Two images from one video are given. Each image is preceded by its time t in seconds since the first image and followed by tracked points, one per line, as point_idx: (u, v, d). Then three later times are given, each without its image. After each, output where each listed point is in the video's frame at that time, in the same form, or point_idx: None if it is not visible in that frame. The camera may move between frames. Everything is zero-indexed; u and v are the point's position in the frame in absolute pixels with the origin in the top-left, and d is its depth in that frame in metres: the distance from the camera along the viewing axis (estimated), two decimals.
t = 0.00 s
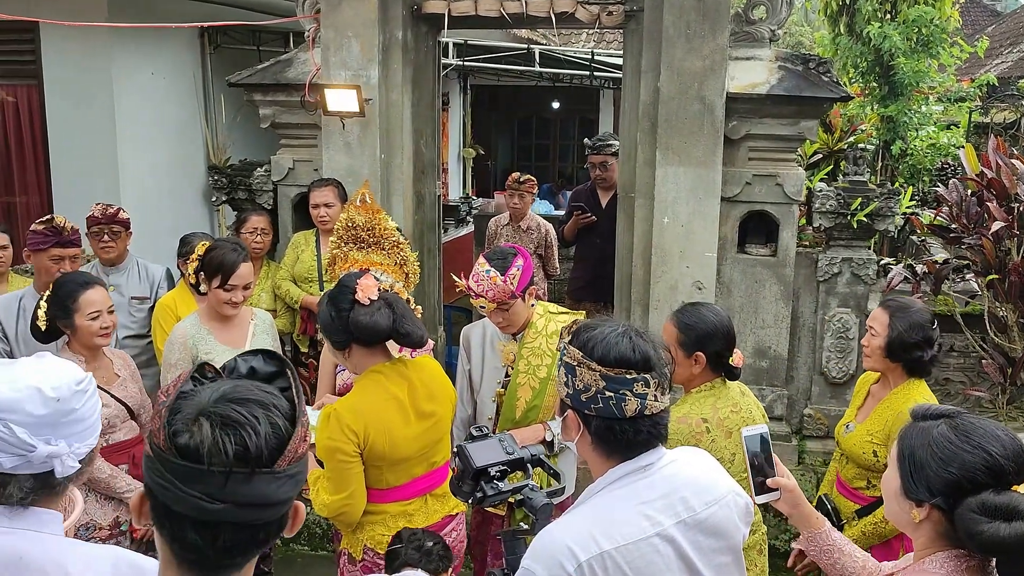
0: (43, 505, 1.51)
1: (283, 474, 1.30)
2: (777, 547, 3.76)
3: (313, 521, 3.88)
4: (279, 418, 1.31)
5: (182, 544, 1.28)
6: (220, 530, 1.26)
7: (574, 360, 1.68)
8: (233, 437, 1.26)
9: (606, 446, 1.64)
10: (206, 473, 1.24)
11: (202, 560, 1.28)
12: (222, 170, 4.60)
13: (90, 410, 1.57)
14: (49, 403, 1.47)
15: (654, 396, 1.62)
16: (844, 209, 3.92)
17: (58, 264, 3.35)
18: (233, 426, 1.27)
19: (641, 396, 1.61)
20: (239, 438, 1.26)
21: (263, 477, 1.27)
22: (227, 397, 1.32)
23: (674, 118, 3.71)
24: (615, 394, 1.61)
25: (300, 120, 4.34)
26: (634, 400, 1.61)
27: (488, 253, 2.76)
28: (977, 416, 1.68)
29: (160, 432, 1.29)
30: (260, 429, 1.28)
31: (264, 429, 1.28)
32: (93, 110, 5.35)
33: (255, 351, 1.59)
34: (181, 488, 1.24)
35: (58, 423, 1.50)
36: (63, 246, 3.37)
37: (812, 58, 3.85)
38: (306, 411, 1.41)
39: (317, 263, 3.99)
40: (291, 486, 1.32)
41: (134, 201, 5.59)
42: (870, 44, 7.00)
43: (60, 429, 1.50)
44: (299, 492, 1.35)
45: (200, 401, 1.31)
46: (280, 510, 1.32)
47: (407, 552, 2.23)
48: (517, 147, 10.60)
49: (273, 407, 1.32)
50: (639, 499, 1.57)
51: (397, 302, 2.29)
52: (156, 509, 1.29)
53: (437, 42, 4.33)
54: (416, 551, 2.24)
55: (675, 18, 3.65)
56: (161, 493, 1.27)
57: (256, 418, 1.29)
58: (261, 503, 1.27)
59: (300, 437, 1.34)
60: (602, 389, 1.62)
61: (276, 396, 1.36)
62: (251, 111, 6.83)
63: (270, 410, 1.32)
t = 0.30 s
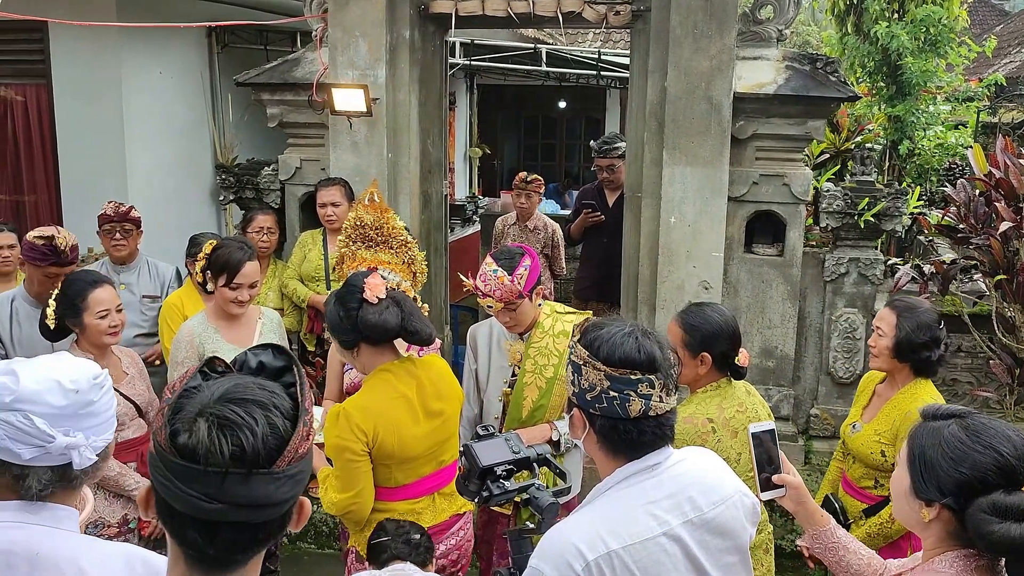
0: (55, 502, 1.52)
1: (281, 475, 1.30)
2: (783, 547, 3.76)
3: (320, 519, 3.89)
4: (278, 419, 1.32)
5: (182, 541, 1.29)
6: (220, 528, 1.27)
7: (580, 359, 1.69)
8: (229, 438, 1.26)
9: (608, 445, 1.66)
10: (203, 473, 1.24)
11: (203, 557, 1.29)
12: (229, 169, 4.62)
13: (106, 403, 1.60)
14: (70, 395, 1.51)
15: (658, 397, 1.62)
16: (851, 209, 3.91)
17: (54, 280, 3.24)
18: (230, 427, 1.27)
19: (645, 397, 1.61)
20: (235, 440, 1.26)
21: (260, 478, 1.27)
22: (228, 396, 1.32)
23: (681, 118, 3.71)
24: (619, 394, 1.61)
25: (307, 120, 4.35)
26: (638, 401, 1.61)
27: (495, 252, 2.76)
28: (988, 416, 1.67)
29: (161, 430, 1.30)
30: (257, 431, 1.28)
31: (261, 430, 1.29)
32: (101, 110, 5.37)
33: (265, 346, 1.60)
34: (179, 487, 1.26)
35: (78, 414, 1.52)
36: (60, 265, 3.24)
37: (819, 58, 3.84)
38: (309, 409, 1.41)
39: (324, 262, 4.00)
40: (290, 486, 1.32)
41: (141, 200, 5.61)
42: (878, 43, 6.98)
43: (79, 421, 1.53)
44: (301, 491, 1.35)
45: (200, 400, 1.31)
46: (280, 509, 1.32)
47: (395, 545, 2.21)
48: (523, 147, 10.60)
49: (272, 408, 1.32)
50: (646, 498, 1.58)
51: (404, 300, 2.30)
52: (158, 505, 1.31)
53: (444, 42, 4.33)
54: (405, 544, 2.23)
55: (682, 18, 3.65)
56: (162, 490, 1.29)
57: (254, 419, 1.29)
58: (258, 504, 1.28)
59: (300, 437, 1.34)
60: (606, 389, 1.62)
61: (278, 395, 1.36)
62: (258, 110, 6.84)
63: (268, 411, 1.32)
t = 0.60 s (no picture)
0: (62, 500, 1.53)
1: (300, 475, 1.31)
2: (789, 548, 3.76)
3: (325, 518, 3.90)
4: (298, 420, 1.32)
5: (199, 539, 1.30)
6: (237, 527, 1.28)
7: (592, 361, 1.68)
8: (252, 438, 1.27)
9: (623, 447, 1.65)
10: (224, 473, 1.25)
11: (219, 556, 1.30)
12: (236, 169, 4.63)
13: (61, 411, 1.46)
14: (1, 394, 1.40)
15: (673, 397, 1.64)
16: (857, 209, 3.90)
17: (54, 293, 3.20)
18: (252, 427, 1.28)
19: (662, 398, 1.62)
20: (258, 440, 1.27)
21: (280, 479, 1.28)
22: (249, 396, 1.32)
23: (687, 118, 3.71)
24: (635, 396, 1.62)
25: (313, 120, 4.36)
26: (654, 402, 1.62)
27: (501, 252, 2.76)
28: (999, 417, 1.66)
29: (182, 428, 1.31)
30: (279, 432, 1.29)
31: (282, 431, 1.29)
32: (107, 110, 5.39)
33: (281, 346, 1.61)
34: (200, 486, 1.26)
35: (13, 415, 1.41)
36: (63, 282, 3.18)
37: (825, 59, 3.84)
38: (327, 411, 1.42)
39: (330, 262, 4.02)
40: (306, 487, 1.33)
41: (147, 199, 5.62)
42: (884, 43, 6.96)
43: (16, 422, 1.42)
44: (317, 491, 1.36)
45: (222, 399, 1.32)
46: (296, 510, 1.33)
47: (371, 532, 2.19)
48: (528, 147, 10.60)
49: (293, 409, 1.33)
50: (654, 499, 1.58)
51: (404, 303, 2.31)
52: (175, 504, 1.31)
53: (450, 42, 4.34)
54: (381, 531, 2.21)
55: (688, 18, 3.65)
56: (181, 487, 1.29)
57: (276, 420, 1.30)
58: (276, 504, 1.29)
59: (319, 439, 1.35)
60: (621, 391, 1.62)
61: (298, 396, 1.37)
62: (264, 110, 6.85)
63: (289, 412, 1.33)
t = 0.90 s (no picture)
0: (59, 501, 1.53)
1: (304, 477, 1.31)
2: (791, 549, 3.75)
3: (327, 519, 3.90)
4: (304, 422, 1.33)
5: (203, 538, 1.30)
6: (242, 528, 1.28)
7: (598, 362, 1.67)
8: (257, 439, 1.27)
9: (630, 448, 1.65)
10: (230, 473, 1.25)
11: (223, 556, 1.30)
12: (238, 170, 4.63)
13: (47, 411, 1.47)
14: None
15: (680, 398, 1.64)
16: (859, 210, 3.89)
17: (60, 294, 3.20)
18: (257, 427, 1.28)
19: (669, 398, 1.63)
20: (263, 441, 1.27)
21: (285, 479, 1.28)
22: (255, 397, 1.33)
23: (689, 119, 3.70)
24: (643, 396, 1.61)
25: (316, 121, 4.36)
26: (661, 402, 1.62)
27: (503, 252, 2.77)
28: (1000, 419, 1.66)
29: (187, 428, 1.31)
30: (284, 433, 1.29)
31: (287, 432, 1.29)
32: (110, 110, 5.40)
33: (285, 346, 1.61)
34: (205, 486, 1.26)
35: None
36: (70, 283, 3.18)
37: (827, 59, 3.83)
38: (331, 412, 1.42)
39: (332, 263, 4.02)
40: (311, 487, 1.33)
41: (149, 199, 5.63)
42: (886, 44, 6.96)
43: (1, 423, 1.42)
44: (321, 491, 1.36)
45: (227, 399, 1.32)
46: (300, 511, 1.33)
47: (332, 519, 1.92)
48: (530, 147, 10.60)
49: (298, 411, 1.33)
50: (658, 500, 1.58)
51: (387, 317, 2.34)
52: (179, 504, 1.31)
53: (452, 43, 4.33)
54: (343, 519, 1.94)
55: (690, 19, 3.65)
56: (186, 487, 1.29)
57: (281, 421, 1.30)
58: (281, 505, 1.29)
59: (324, 440, 1.35)
60: (629, 392, 1.62)
61: (303, 398, 1.37)
62: (266, 110, 6.86)
63: (294, 413, 1.33)
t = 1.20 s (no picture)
0: (43, 501, 1.54)
1: (299, 476, 1.30)
2: (790, 550, 3.75)
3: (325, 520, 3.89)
4: (296, 421, 1.32)
5: (198, 541, 1.29)
6: (237, 530, 1.27)
7: (601, 363, 1.67)
8: (250, 440, 1.26)
9: (632, 450, 1.65)
10: (223, 475, 1.25)
11: (220, 558, 1.29)
12: (237, 171, 4.62)
13: (34, 406, 1.49)
14: None
15: (681, 400, 1.64)
16: (859, 211, 3.89)
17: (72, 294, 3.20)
18: (249, 428, 1.27)
19: (670, 400, 1.63)
20: (256, 442, 1.26)
21: (279, 480, 1.28)
22: (246, 398, 1.32)
23: (688, 120, 3.70)
24: (646, 398, 1.61)
25: (315, 122, 4.36)
26: (664, 404, 1.62)
27: (507, 248, 2.79)
28: (998, 420, 1.65)
29: (179, 431, 1.30)
30: (277, 433, 1.29)
31: (280, 432, 1.29)
32: (110, 111, 5.40)
33: (276, 346, 1.61)
34: (199, 489, 1.26)
35: None
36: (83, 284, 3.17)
37: (826, 60, 3.84)
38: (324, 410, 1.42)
39: (330, 264, 4.02)
40: (307, 487, 1.33)
41: (148, 200, 5.62)
42: (886, 45, 6.96)
43: None
44: (317, 492, 1.36)
45: (219, 401, 1.32)
46: (295, 511, 1.32)
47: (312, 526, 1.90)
48: (529, 148, 10.60)
49: (290, 411, 1.33)
50: (659, 502, 1.58)
51: (378, 376, 2.29)
52: (175, 505, 1.31)
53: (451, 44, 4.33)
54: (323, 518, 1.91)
55: (689, 20, 3.65)
56: (179, 490, 1.28)
57: (273, 421, 1.30)
58: (276, 505, 1.28)
59: (318, 439, 1.34)
60: (631, 393, 1.62)
61: (295, 397, 1.37)
62: (265, 111, 6.85)
63: (286, 413, 1.32)
